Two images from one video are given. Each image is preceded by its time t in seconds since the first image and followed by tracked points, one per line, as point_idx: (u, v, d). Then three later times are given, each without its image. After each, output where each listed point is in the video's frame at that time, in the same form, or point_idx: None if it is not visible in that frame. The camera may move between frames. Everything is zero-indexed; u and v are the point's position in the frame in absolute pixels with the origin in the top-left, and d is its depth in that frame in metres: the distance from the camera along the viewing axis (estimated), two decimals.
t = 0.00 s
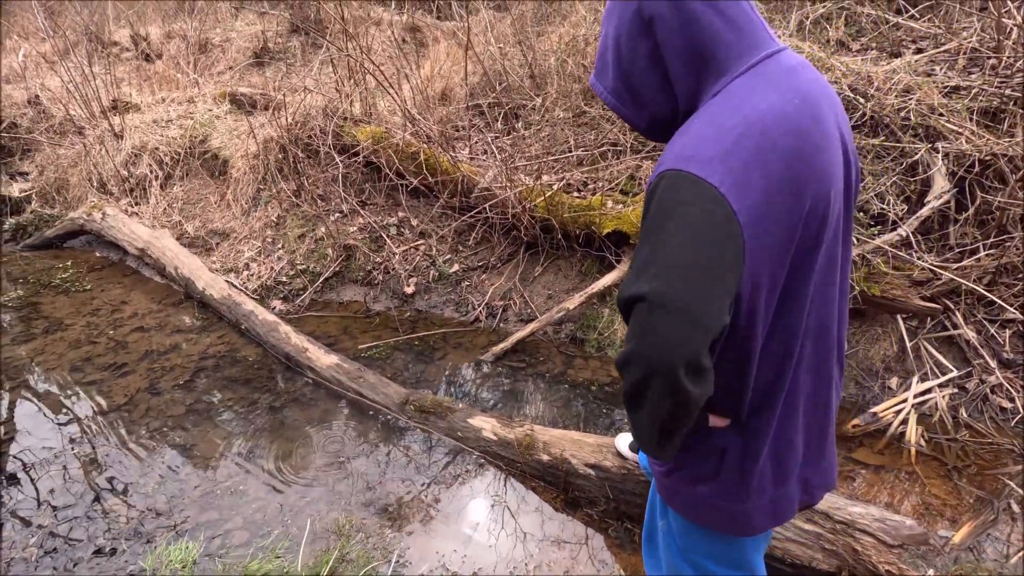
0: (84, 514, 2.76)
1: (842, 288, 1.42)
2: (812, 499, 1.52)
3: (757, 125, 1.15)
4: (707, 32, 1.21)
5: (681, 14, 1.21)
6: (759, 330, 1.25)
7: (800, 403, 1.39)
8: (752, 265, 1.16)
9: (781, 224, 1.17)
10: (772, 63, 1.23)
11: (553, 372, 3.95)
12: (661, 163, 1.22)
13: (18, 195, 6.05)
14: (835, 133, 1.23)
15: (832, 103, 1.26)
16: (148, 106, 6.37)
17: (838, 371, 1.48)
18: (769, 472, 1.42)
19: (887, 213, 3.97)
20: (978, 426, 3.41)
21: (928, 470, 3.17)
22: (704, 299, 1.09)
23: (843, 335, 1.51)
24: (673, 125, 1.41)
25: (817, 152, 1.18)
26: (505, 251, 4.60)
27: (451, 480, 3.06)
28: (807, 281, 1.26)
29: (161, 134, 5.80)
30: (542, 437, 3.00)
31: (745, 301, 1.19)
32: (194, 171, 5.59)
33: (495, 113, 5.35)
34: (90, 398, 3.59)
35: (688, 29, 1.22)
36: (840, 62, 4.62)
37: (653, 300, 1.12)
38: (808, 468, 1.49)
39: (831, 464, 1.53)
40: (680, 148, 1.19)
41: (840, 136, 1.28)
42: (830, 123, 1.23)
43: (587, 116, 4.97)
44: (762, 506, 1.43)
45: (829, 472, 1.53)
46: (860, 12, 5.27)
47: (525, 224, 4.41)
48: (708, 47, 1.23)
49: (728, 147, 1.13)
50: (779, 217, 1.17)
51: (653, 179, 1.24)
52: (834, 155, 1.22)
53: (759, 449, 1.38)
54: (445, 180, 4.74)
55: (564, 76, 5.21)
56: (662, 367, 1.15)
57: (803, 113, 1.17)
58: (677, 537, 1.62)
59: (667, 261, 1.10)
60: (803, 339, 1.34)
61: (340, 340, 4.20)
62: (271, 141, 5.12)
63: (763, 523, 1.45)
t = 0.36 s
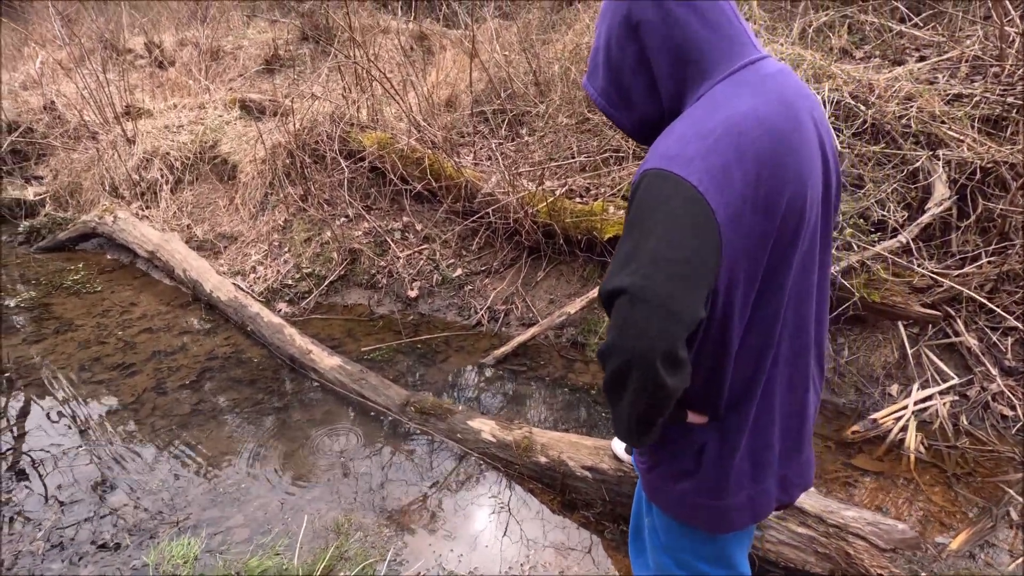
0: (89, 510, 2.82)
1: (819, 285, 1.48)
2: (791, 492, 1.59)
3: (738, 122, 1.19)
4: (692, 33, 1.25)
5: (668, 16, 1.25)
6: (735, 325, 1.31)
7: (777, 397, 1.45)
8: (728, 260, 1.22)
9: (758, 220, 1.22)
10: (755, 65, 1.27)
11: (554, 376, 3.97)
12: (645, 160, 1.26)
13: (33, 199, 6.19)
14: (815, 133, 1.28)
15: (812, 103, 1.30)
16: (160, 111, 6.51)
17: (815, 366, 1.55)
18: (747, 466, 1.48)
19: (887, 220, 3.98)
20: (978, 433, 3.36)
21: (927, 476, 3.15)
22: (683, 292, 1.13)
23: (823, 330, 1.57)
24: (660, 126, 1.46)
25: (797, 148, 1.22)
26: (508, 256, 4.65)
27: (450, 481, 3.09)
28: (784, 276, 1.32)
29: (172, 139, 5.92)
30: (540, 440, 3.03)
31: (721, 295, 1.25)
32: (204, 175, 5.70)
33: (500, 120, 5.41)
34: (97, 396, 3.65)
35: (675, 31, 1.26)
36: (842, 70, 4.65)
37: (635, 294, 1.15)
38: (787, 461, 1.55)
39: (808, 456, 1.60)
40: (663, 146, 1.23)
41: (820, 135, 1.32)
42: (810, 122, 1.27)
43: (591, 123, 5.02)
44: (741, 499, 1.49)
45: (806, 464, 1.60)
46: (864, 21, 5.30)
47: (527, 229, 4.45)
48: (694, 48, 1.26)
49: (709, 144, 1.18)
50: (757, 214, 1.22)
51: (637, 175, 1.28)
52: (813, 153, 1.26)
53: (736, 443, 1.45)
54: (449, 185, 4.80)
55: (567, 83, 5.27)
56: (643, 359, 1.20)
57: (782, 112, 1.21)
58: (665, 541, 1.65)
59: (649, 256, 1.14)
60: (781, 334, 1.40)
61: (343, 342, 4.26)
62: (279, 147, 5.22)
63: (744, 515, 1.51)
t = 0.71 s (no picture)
0: (94, 514, 2.84)
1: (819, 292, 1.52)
2: (791, 493, 1.62)
3: (741, 135, 1.24)
4: (704, 43, 1.29)
5: (683, 25, 1.28)
6: (739, 330, 1.35)
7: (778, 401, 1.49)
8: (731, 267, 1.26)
9: (760, 228, 1.26)
10: (758, 80, 1.33)
11: (555, 382, 4.00)
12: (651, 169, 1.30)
13: (35, 206, 6.22)
14: (814, 148, 1.33)
15: (812, 119, 1.36)
16: (162, 119, 6.55)
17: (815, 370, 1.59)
18: (750, 467, 1.52)
19: (883, 227, 4.04)
20: (975, 437, 3.39)
21: (924, 480, 3.18)
22: (687, 299, 1.17)
23: (823, 336, 1.61)
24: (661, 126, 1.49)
25: (796, 163, 1.27)
26: (508, 263, 4.69)
27: (452, 485, 3.12)
28: (785, 284, 1.36)
29: (174, 146, 5.96)
30: (542, 444, 3.06)
31: (725, 301, 1.29)
32: (206, 182, 5.73)
33: (500, 128, 5.47)
34: (100, 401, 3.67)
35: (686, 40, 1.29)
36: (837, 80, 4.72)
37: (640, 300, 1.19)
38: (788, 462, 1.59)
39: (806, 458, 1.64)
40: (669, 156, 1.27)
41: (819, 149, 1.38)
42: (809, 137, 1.33)
43: (590, 131, 5.09)
44: (744, 500, 1.53)
45: (805, 465, 1.64)
46: (858, 31, 5.39)
47: (528, 236, 4.49)
48: (704, 57, 1.30)
49: (714, 155, 1.22)
50: (759, 224, 1.27)
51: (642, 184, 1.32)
52: (812, 166, 1.32)
53: (739, 445, 1.48)
54: (450, 193, 4.85)
55: (567, 92, 5.33)
56: (649, 363, 1.23)
57: (782, 127, 1.27)
58: (668, 539, 1.68)
59: (655, 264, 1.18)
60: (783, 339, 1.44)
61: (345, 348, 4.28)
62: (281, 155, 5.26)
63: (747, 514, 1.54)
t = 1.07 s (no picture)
0: (105, 525, 2.83)
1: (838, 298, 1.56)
2: (811, 494, 1.65)
3: (769, 143, 1.29)
4: (741, 51, 1.35)
5: (724, 30, 1.34)
6: (763, 333, 1.38)
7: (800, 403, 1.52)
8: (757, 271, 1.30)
9: (784, 236, 1.31)
10: (785, 93, 1.39)
11: (560, 390, 4.02)
12: (680, 174, 1.34)
13: (34, 218, 6.21)
14: (835, 161, 1.39)
15: (834, 133, 1.42)
16: (164, 132, 6.59)
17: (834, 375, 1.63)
18: (773, 469, 1.55)
19: (881, 236, 4.13)
20: (977, 443, 3.44)
21: (929, 485, 3.21)
22: (718, 302, 1.21)
23: (840, 342, 1.65)
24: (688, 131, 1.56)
25: (818, 172, 1.33)
26: (512, 273, 4.73)
27: (462, 494, 3.12)
28: (807, 289, 1.40)
29: (177, 159, 5.99)
30: (551, 451, 3.08)
31: (751, 304, 1.33)
32: (209, 195, 5.76)
33: (502, 140, 5.54)
34: (106, 412, 3.66)
35: (723, 47, 1.35)
36: (833, 94, 4.83)
37: (672, 302, 1.23)
38: (808, 464, 1.62)
39: (824, 460, 1.67)
40: (698, 164, 1.31)
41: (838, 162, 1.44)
42: (831, 149, 1.38)
43: (591, 144, 5.16)
44: (767, 501, 1.55)
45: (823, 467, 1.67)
46: (852, 46, 5.53)
47: (532, 247, 4.54)
48: (739, 64, 1.35)
49: (742, 164, 1.27)
50: (783, 229, 1.31)
51: (670, 191, 1.36)
52: (833, 177, 1.37)
53: (762, 447, 1.51)
54: (454, 204, 4.89)
55: (567, 105, 5.40)
56: (679, 364, 1.27)
57: (806, 138, 1.33)
58: (689, 540, 1.71)
59: (685, 268, 1.21)
60: (805, 344, 1.47)
61: (350, 359, 4.29)
62: (285, 167, 5.30)
63: (769, 515, 1.57)
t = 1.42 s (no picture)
0: (106, 536, 2.81)
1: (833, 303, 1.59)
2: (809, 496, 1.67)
3: (764, 151, 1.32)
4: (735, 63, 1.39)
5: (719, 43, 1.38)
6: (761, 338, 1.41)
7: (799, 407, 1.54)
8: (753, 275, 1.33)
9: (779, 244, 1.34)
10: (779, 102, 1.42)
11: (560, 399, 4.02)
12: (676, 184, 1.37)
13: (32, 228, 6.21)
14: (829, 169, 1.42)
15: (826, 142, 1.45)
16: (163, 142, 6.62)
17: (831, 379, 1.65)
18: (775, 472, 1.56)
19: (876, 245, 4.18)
20: (973, 449, 3.46)
21: (927, 491, 3.24)
22: (719, 305, 1.24)
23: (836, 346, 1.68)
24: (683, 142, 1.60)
25: (810, 179, 1.35)
26: (511, 281, 4.76)
27: (463, 502, 3.12)
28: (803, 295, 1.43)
29: (176, 169, 6.01)
30: (552, 459, 3.09)
31: (748, 309, 1.35)
32: (208, 204, 5.79)
33: (501, 150, 5.59)
34: (106, 421, 3.66)
35: (716, 59, 1.39)
36: (827, 105, 4.91)
37: (675, 307, 1.25)
38: (808, 466, 1.64)
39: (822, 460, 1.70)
40: (694, 174, 1.34)
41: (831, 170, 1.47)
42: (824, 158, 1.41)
43: (589, 153, 5.20)
44: (767, 504, 1.57)
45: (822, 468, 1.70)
46: (844, 58, 5.62)
47: (531, 255, 4.57)
48: (733, 74, 1.39)
49: (737, 174, 1.30)
50: (778, 237, 1.34)
51: (666, 201, 1.39)
52: (826, 184, 1.40)
53: (762, 450, 1.53)
54: (453, 214, 4.93)
55: (565, 115, 5.45)
56: (680, 368, 1.29)
57: (799, 147, 1.36)
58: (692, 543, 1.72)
59: (683, 275, 1.24)
60: (802, 349, 1.50)
61: (350, 368, 4.29)
62: (285, 176, 5.33)
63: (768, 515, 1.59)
